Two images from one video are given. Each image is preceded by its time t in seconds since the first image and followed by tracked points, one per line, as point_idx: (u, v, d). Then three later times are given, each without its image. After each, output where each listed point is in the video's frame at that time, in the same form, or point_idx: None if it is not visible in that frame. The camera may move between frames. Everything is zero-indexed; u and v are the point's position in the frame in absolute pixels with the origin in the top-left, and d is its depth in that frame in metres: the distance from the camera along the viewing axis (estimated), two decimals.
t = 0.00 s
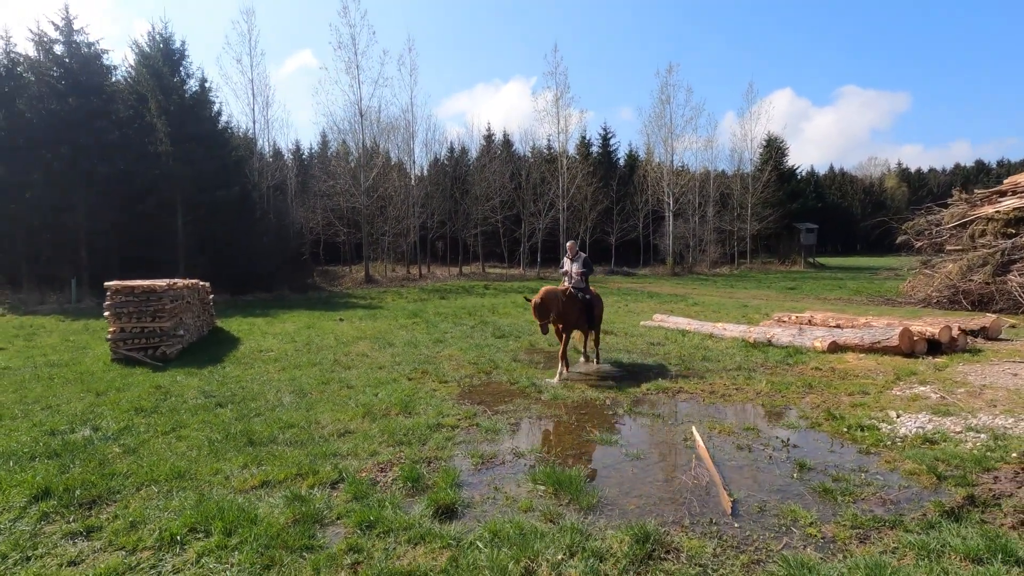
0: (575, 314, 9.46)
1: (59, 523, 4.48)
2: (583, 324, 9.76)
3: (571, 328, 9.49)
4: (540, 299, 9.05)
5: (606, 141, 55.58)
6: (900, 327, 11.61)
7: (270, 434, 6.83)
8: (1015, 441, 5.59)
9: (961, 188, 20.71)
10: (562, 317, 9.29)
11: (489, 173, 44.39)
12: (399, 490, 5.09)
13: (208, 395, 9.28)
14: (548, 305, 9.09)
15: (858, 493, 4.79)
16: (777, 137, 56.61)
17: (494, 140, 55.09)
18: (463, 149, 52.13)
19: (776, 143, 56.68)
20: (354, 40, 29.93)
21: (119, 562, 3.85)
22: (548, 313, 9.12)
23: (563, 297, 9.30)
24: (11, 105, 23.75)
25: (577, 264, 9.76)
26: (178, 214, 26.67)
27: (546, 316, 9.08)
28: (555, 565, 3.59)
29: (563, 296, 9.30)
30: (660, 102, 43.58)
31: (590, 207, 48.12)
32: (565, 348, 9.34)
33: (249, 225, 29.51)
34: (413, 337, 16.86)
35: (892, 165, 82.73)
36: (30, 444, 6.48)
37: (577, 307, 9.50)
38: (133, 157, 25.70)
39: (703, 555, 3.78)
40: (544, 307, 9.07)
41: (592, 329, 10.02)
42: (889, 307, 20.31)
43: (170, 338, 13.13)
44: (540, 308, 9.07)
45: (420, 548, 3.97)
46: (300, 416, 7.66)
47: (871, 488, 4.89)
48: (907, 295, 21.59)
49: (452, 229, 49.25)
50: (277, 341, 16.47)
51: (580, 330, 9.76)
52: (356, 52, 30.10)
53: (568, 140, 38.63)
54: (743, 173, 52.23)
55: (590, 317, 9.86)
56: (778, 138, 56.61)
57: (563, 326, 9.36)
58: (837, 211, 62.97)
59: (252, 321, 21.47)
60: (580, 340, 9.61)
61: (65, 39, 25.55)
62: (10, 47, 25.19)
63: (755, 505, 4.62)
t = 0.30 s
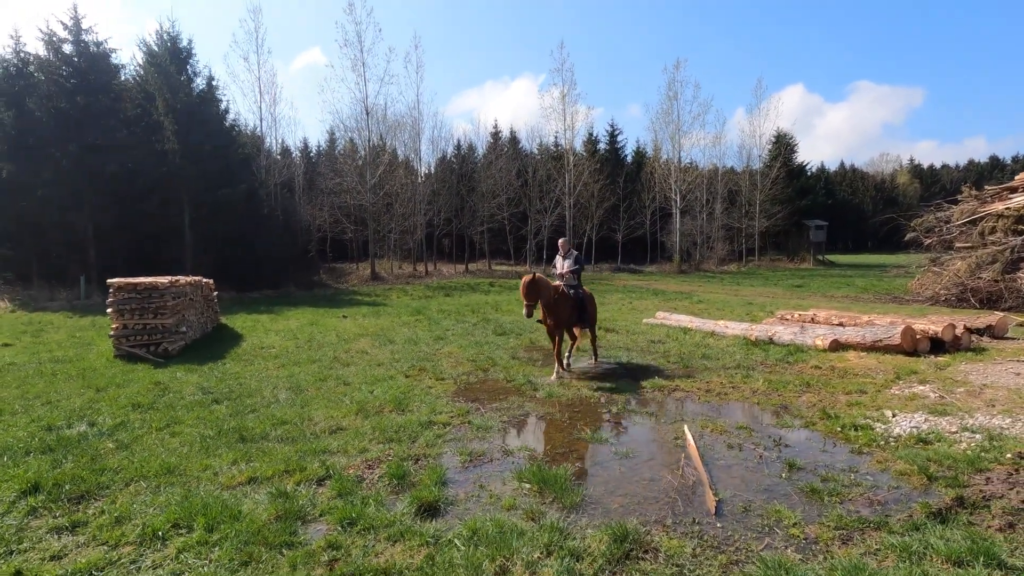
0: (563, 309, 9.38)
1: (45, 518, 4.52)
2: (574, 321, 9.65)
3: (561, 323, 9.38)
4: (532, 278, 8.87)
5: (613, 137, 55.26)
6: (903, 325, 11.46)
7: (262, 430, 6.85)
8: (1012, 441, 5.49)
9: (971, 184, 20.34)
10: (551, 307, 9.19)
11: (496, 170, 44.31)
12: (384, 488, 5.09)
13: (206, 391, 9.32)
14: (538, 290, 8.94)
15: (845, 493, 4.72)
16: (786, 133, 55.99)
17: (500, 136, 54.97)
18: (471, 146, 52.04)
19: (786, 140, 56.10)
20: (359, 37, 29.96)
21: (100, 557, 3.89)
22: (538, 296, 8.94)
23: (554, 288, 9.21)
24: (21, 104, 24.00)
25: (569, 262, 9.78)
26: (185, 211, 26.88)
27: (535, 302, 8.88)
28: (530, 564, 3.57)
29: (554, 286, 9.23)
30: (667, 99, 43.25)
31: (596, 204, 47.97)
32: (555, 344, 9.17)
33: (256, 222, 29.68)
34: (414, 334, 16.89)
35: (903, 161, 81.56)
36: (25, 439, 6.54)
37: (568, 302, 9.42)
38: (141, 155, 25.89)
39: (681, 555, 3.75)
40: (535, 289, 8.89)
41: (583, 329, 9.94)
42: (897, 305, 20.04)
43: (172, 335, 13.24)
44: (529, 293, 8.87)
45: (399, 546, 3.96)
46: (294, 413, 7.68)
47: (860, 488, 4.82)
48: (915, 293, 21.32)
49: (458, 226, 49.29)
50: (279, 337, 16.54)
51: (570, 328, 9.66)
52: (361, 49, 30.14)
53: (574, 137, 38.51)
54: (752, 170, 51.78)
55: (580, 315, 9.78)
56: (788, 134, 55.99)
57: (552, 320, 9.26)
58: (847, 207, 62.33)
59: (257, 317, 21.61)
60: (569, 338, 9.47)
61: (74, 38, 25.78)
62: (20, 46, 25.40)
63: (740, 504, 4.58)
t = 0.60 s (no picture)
0: (556, 306, 9.28)
1: (39, 510, 4.60)
2: (568, 319, 9.56)
3: (554, 321, 9.31)
4: (522, 275, 8.75)
5: (631, 131, 54.62)
6: (921, 322, 11.10)
7: (261, 425, 6.92)
8: (1023, 444, 5.26)
9: (1001, 176, 19.56)
10: (544, 304, 9.12)
11: (513, 165, 44.13)
12: (372, 483, 5.09)
13: (213, 386, 9.48)
14: (529, 286, 8.87)
15: (841, 496, 4.57)
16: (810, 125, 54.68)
17: (517, 132, 54.78)
18: (488, 142, 51.92)
19: (809, 132, 54.80)
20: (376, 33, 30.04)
21: (86, 548, 3.94)
22: (528, 292, 8.82)
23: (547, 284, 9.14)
24: (49, 105, 24.45)
25: (562, 259, 9.68)
26: (206, 208, 27.36)
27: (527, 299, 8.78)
28: (503, 565, 3.52)
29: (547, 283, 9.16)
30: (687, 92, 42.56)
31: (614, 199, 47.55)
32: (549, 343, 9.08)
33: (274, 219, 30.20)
34: (424, 330, 16.94)
35: (933, 153, 79.09)
36: (33, 432, 6.72)
37: (562, 300, 9.36)
38: (163, 154, 26.30)
39: (661, 558, 3.67)
40: (525, 284, 8.74)
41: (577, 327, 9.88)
42: (921, 302, 19.45)
43: (186, 330, 13.50)
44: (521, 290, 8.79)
45: (377, 543, 3.95)
46: (294, 409, 7.76)
47: (857, 491, 4.66)
48: (940, 289, 20.64)
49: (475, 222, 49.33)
50: (292, 333, 16.76)
51: (564, 326, 9.57)
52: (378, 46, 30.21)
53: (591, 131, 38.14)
54: (774, 163, 50.72)
55: (574, 312, 9.67)
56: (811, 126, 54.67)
57: (545, 318, 9.19)
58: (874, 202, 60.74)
59: (272, 313, 21.93)
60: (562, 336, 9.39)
61: (98, 40, 26.27)
62: (47, 48, 25.97)
63: (730, 506, 4.46)
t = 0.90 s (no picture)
0: (557, 306, 9.21)
1: (60, 497, 4.83)
2: (570, 320, 9.48)
3: (555, 321, 9.25)
4: (517, 275, 8.76)
5: (658, 127, 53.85)
6: (952, 322, 10.70)
7: (276, 419, 7.10)
8: None
9: None
10: (543, 304, 9.07)
11: (538, 162, 44.00)
12: (376, 478, 5.17)
13: (234, 380, 9.75)
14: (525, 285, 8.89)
15: (847, 501, 4.45)
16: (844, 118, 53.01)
17: (542, 129, 54.60)
18: (514, 140, 51.86)
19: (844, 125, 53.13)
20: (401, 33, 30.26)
21: (100, 535, 4.11)
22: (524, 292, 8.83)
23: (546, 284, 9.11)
24: (87, 107, 24.85)
25: (565, 255, 9.57)
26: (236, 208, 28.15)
27: (524, 299, 8.83)
28: (494, 561, 3.55)
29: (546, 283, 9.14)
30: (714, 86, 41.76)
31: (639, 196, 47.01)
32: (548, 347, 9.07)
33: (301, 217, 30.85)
34: (443, 327, 17.03)
35: (977, 146, 75.93)
36: (62, 422, 7.03)
37: (563, 299, 9.29)
38: (195, 155, 26.91)
39: (654, 559, 3.64)
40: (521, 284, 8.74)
41: (581, 326, 9.77)
42: (957, 302, 18.69)
43: (212, 326, 13.91)
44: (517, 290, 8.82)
45: (374, 537, 4.02)
46: (309, 404, 7.93)
47: (865, 496, 4.53)
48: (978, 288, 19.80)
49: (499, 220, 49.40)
50: (314, 329, 17.09)
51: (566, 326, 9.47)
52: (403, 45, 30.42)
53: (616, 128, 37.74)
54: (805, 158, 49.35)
55: (576, 312, 9.53)
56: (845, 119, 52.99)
57: (546, 318, 9.15)
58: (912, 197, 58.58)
59: (298, 310, 22.40)
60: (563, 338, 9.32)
61: (135, 45, 27.01)
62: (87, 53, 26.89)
63: (731, 509, 4.40)
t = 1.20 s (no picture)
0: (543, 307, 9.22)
1: (67, 487, 4.98)
2: (559, 321, 9.45)
3: (541, 321, 9.26)
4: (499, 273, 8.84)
5: (676, 125, 53.31)
6: (969, 325, 10.44)
7: (280, 414, 7.21)
8: None
9: None
10: (526, 303, 9.14)
11: (554, 161, 43.91)
12: (372, 474, 5.23)
13: (244, 376, 9.92)
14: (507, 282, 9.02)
15: (844, 506, 4.38)
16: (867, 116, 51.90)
17: (559, 128, 54.43)
18: (530, 138, 51.74)
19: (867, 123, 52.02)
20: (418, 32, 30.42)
21: (101, 525, 4.23)
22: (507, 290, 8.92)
23: (530, 284, 9.15)
24: (113, 108, 25.37)
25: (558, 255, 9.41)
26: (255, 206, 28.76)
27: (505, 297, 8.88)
28: (478, 559, 3.57)
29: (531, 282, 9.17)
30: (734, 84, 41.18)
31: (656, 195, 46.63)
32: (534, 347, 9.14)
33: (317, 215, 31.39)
34: (454, 325, 17.09)
35: (1008, 143, 73.65)
36: (76, 415, 7.24)
37: (549, 300, 9.28)
38: (216, 154, 27.47)
39: (640, 560, 3.64)
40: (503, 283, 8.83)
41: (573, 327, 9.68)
42: (981, 305, 18.18)
43: (227, 322, 14.18)
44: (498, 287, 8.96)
45: (364, 532, 4.07)
46: (314, 400, 8.04)
47: (863, 502, 4.45)
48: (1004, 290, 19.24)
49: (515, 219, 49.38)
50: (327, 327, 17.30)
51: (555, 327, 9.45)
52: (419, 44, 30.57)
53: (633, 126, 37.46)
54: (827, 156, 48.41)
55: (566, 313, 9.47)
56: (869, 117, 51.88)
57: (531, 318, 9.19)
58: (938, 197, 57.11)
59: (312, 307, 22.68)
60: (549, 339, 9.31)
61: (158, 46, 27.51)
62: (112, 55, 27.50)
63: (724, 511, 4.36)
